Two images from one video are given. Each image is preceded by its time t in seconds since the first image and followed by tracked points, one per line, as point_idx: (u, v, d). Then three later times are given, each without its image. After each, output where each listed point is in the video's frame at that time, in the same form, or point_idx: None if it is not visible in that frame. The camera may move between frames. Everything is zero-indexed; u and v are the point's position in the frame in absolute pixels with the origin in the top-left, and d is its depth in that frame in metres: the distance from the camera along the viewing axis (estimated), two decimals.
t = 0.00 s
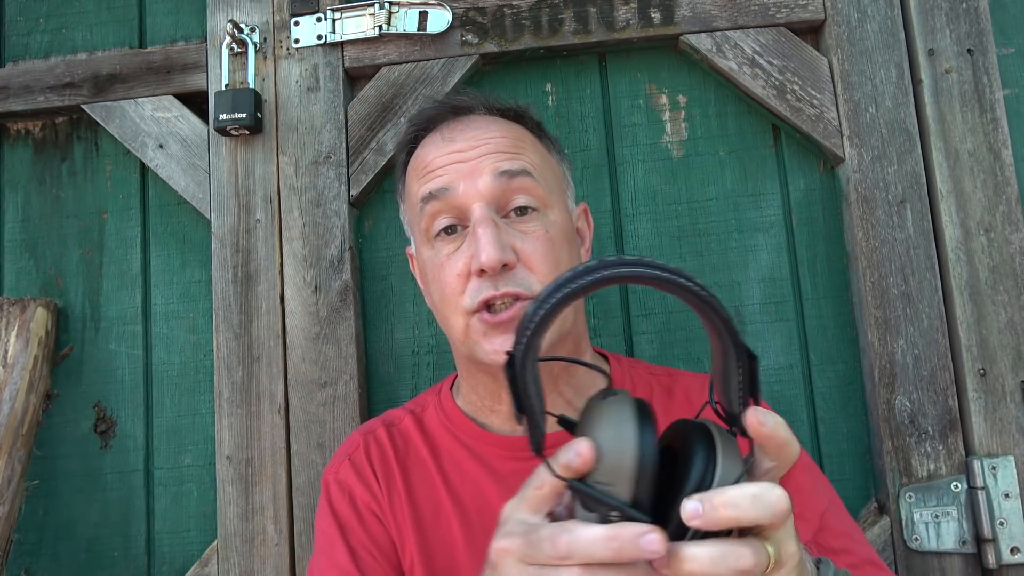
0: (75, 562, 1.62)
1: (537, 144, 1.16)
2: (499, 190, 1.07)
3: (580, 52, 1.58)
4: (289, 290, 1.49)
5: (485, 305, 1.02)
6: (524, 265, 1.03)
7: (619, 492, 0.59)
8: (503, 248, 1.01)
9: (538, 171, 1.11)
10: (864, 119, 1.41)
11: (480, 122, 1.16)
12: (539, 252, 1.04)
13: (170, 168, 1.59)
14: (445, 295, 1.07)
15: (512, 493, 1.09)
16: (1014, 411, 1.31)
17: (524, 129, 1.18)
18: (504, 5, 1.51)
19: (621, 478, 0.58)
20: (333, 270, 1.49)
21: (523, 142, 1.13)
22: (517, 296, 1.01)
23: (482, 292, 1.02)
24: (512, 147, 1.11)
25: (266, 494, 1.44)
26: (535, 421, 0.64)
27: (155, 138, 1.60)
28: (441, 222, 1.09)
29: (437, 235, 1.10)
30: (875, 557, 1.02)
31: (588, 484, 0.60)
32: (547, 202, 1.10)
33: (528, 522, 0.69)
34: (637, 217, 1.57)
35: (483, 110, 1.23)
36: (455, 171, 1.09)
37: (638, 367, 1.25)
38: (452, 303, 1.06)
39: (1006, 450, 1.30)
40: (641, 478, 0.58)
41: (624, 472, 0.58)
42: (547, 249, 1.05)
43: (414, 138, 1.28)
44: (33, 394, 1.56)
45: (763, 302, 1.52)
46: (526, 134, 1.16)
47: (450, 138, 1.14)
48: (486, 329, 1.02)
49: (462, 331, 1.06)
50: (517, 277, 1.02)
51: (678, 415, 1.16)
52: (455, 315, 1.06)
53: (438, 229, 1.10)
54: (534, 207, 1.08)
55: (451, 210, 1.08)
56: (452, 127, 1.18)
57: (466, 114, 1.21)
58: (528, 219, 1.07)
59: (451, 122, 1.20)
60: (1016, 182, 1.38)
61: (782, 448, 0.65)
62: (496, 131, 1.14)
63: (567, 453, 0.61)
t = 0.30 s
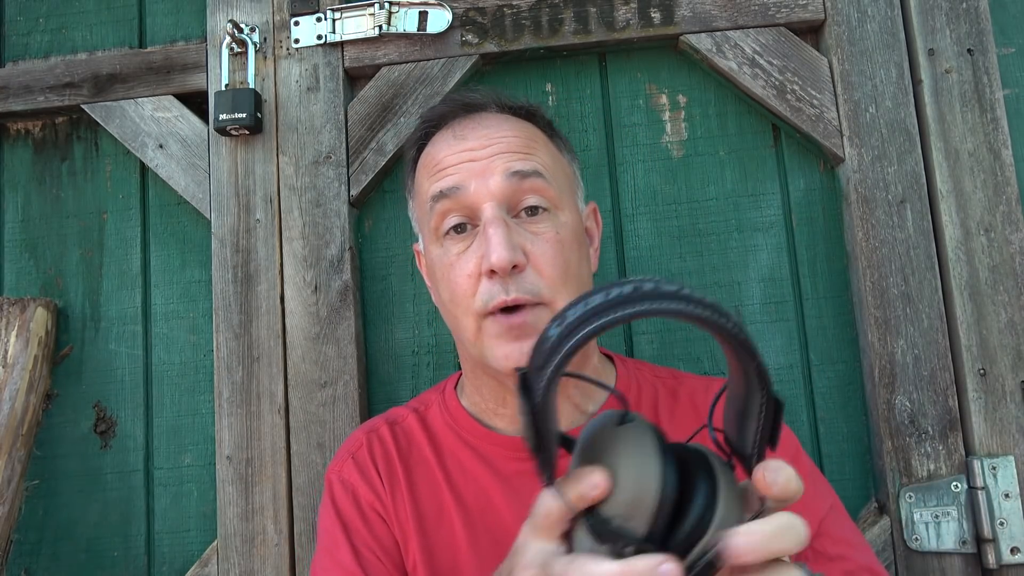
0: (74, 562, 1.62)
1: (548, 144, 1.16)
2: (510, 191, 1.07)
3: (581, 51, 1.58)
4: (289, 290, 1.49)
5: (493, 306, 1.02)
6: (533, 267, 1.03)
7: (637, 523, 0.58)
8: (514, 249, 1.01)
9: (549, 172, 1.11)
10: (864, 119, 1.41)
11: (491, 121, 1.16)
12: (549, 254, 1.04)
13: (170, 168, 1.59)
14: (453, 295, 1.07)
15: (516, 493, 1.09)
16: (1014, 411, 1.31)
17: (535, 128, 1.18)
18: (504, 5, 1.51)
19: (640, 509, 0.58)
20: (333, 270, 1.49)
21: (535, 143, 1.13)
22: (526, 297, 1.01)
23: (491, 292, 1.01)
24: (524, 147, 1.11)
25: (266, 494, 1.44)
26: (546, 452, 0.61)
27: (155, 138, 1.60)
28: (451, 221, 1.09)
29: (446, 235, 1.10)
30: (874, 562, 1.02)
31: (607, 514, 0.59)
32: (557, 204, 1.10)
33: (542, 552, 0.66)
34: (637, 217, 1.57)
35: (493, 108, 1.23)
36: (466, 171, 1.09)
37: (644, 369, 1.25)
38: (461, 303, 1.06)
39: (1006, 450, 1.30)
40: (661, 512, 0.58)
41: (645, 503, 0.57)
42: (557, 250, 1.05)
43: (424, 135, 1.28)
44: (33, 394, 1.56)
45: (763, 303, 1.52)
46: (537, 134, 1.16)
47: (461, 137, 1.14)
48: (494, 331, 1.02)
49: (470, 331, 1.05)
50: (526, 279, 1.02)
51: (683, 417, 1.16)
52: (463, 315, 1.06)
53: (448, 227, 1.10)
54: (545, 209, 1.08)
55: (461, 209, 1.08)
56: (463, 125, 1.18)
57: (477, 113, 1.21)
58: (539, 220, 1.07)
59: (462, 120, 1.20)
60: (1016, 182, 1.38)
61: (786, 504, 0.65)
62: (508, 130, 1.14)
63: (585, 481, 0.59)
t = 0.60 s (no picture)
0: (75, 562, 1.62)
1: (549, 145, 1.16)
2: (510, 192, 1.07)
3: (581, 51, 1.58)
4: (289, 290, 1.49)
5: (493, 308, 1.02)
6: (534, 268, 1.03)
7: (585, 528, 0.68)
8: (514, 251, 1.02)
9: (550, 173, 1.12)
10: (864, 119, 1.41)
11: (491, 122, 1.16)
12: (549, 255, 1.04)
13: (170, 168, 1.59)
14: (453, 296, 1.07)
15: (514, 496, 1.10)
16: (1014, 411, 1.31)
17: (536, 128, 1.18)
18: (504, 5, 1.51)
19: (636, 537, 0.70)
20: (333, 270, 1.49)
21: (536, 144, 1.13)
22: (526, 299, 1.01)
23: (491, 294, 1.02)
24: (524, 148, 1.11)
25: (266, 494, 1.44)
26: (564, 498, 0.64)
27: (155, 138, 1.60)
28: (451, 222, 1.10)
29: (446, 236, 1.10)
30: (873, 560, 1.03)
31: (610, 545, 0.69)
32: (558, 205, 1.10)
33: None
34: (637, 217, 1.57)
35: (494, 107, 1.23)
36: (467, 172, 1.10)
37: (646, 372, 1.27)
38: (461, 305, 1.06)
39: (1006, 450, 1.30)
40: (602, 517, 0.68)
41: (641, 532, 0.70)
42: (558, 252, 1.05)
43: (424, 136, 1.27)
44: (34, 394, 1.56)
45: (763, 303, 1.52)
46: (538, 135, 1.16)
47: (462, 138, 1.14)
48: (494, 332, 1.02)
49: (471, 332, 1.05)
50: (527, 280, 1.02)
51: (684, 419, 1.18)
52: (462, 316, 1.05)
53: (448, 228, 1.10)
54: (545, 210, 1.09)
55: (461, 210, 1.09)
56: (463, 125, 1.18)
57: (479, 111, 1.21)
58: (539, 222, 1.07)
59: (463, 119, 1.20)
60: (1016, 182, 1.38)
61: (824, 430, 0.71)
62: (509, 131, 1.14)
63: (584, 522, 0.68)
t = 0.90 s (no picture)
0: (75, 562, 1.62)
1: (544, 143, 1.17)
2: (505, 191, 1.07)
3: (580, 51, 1.58)
4: (289, 290, 1.49)
5: (489, 306, 1.02)
6: (529, 266, 1.03)
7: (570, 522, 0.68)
8: (509, 249, 1.02)
9: (545, 171, 1.12)
10: (864, 119, 1.41)
11: (486, 122, 1.16)
12: (545, 254, 1.04)
13: (170, 168, 1.59)
14: (450, 295, 1.07)
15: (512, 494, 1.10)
16: (1014, 411, 1.31)
17: (530, 127, 1.18)
18: (504, 5, 1.51)
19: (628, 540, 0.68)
20: (333, 270, 1.49)
21: (531, 143, 1.13)
22: (522, 298, 1.01)
23: (487, 292, 1.02)
24: (519, 147, 1.11)
25: (265, 494, 1.44)
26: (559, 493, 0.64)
27: (155, 138, 1.60)
28: (447, 222, 1.10)
29: (442, 236, 1.11)
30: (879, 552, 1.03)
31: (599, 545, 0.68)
32: (553, 203, 1.10)
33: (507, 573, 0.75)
34: (637, 217, 1.57)
35: (489, 106, 1.23)
36: (462, 171, 1.10)
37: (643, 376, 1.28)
38: (457, 305, 1.06)
39: (1006, 450, 1.30)
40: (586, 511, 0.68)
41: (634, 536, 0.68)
42: (554, 250, 1.05)
43: (420, 136, 1.27)
44: (33, 394, 1.56)
45: (763, 303, 1.52)
46: (533, 135, 1.16)
47: (457, 138, 1.14)
48: (490, 332, 1.02)
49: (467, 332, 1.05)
50: (522, 278, 1.02)
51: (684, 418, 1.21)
52: (459, 316, 1.06)
53: (444, 228, 1.10)
54: (540, 208, 1.09)
55: (457, 210, 1.09)
56: (458, 126, 1.18)
57: (474, 112, 1.22)
58: (535, 220, 1.07)
59: (459, 120, 1.21)
60: (1016, 182, 1.38)
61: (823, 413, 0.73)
62: (504, 130, 1.14)
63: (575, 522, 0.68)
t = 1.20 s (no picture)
0: (74, 562, 1.62)
1: (541, 143, 1.17)
2: (502, 191, 1.07)
3: (580, 52, 1.58)
4: (289, 290, 1.49)
5: (487, 307, 1.02)
6: (527, 266, 1.03)
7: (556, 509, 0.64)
8: (507, 249, 1.02)
9: (542, 170, 1.11)
10: (864, 119, 1.41)
11: (483, 122, 1.16)
12: (543, 253, 1.04)
13: (170, 168, 1.59)
14: (448, 296, 1.07)
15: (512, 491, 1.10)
16: (1014, 411, 1.31)
17: (527, 126, 1.18)
18: (504, 5, 1.51)
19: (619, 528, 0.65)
20: (333, 270, 1.49)
21: (528, 143, 1.13)
22: (520, 297, 1.01)
23: (485, 292, 1.02)
24: (516, 146, 1.11)
25: (266, 494, 1.44)
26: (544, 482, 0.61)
27: (155, 138, 1.60)
28: (444, 224, 1.10)
29: (440, 237, 1.11)
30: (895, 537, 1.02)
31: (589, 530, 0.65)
32: (551, 202, 1.10)
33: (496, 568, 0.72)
34: (637, 217, 1.57)
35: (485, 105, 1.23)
36: (458, 172, 1.09)
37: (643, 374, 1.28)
38: (456, 305, 1.06)
39: (1006, 450, 1.30)
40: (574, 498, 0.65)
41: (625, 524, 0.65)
42: (551, 249, 1.05)
43: (417, 137, 1.28)
44: (33, 394, 1.56)
45: (763, 302, 1.52)
46: (530, 135, 1.16)
47: (454, 139, 1.14)
48: (489, 332, 1.02)
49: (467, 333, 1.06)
50: (520, 278, 1.02)
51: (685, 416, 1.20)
52: (458, 316, 1.05)
53: (442, 229, 1.10)
54: (537, 208, 1.09)
55: (454, 211, 1.09)
56: (455, 126, 1.18)
57: (471, 111, 1.22)
58: (532, 219, 1.07)
59: (455, 120, 1.21)
60: (1016, 182, 1.39)
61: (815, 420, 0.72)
62: (501, 130, 1.14)
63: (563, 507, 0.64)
